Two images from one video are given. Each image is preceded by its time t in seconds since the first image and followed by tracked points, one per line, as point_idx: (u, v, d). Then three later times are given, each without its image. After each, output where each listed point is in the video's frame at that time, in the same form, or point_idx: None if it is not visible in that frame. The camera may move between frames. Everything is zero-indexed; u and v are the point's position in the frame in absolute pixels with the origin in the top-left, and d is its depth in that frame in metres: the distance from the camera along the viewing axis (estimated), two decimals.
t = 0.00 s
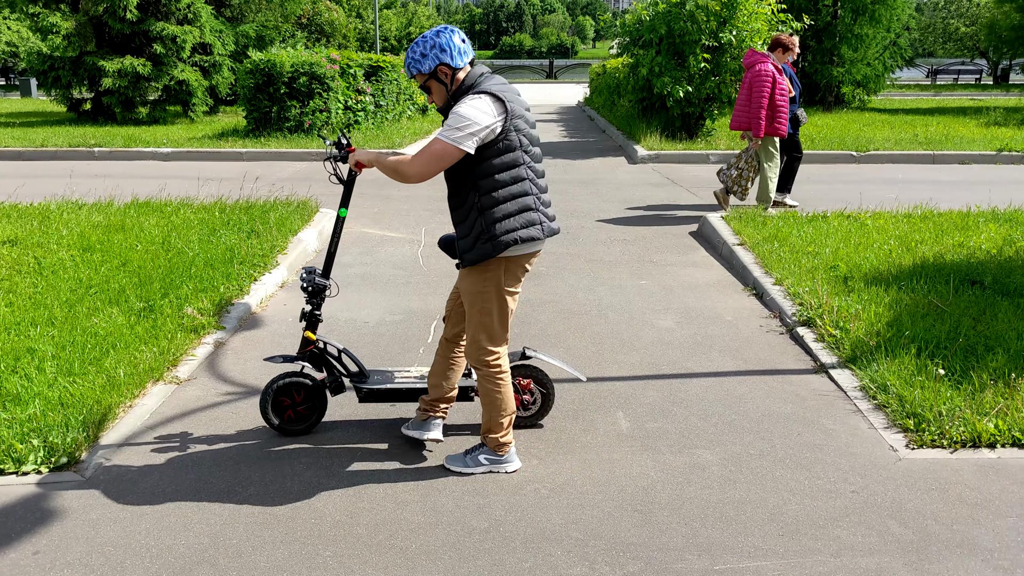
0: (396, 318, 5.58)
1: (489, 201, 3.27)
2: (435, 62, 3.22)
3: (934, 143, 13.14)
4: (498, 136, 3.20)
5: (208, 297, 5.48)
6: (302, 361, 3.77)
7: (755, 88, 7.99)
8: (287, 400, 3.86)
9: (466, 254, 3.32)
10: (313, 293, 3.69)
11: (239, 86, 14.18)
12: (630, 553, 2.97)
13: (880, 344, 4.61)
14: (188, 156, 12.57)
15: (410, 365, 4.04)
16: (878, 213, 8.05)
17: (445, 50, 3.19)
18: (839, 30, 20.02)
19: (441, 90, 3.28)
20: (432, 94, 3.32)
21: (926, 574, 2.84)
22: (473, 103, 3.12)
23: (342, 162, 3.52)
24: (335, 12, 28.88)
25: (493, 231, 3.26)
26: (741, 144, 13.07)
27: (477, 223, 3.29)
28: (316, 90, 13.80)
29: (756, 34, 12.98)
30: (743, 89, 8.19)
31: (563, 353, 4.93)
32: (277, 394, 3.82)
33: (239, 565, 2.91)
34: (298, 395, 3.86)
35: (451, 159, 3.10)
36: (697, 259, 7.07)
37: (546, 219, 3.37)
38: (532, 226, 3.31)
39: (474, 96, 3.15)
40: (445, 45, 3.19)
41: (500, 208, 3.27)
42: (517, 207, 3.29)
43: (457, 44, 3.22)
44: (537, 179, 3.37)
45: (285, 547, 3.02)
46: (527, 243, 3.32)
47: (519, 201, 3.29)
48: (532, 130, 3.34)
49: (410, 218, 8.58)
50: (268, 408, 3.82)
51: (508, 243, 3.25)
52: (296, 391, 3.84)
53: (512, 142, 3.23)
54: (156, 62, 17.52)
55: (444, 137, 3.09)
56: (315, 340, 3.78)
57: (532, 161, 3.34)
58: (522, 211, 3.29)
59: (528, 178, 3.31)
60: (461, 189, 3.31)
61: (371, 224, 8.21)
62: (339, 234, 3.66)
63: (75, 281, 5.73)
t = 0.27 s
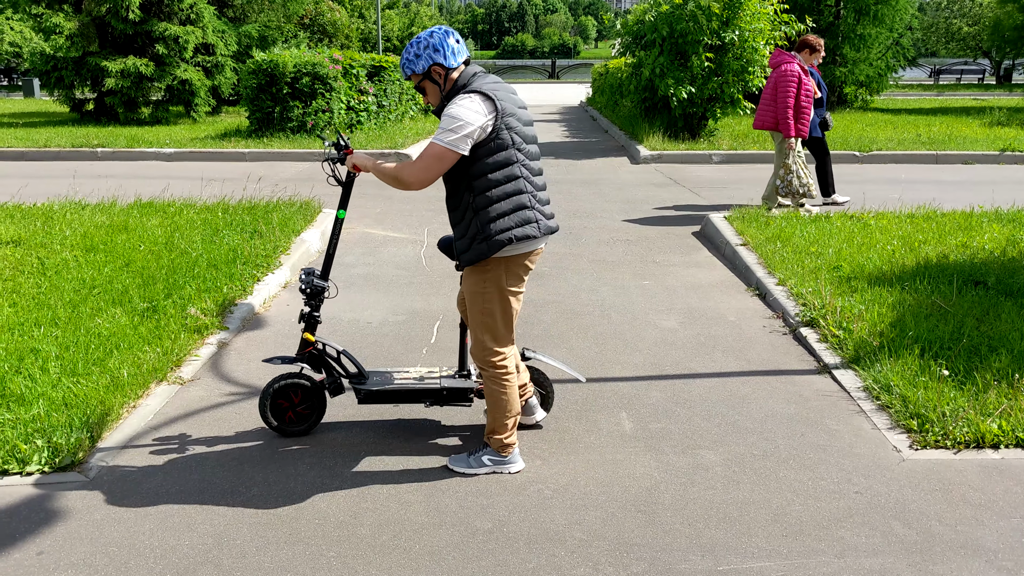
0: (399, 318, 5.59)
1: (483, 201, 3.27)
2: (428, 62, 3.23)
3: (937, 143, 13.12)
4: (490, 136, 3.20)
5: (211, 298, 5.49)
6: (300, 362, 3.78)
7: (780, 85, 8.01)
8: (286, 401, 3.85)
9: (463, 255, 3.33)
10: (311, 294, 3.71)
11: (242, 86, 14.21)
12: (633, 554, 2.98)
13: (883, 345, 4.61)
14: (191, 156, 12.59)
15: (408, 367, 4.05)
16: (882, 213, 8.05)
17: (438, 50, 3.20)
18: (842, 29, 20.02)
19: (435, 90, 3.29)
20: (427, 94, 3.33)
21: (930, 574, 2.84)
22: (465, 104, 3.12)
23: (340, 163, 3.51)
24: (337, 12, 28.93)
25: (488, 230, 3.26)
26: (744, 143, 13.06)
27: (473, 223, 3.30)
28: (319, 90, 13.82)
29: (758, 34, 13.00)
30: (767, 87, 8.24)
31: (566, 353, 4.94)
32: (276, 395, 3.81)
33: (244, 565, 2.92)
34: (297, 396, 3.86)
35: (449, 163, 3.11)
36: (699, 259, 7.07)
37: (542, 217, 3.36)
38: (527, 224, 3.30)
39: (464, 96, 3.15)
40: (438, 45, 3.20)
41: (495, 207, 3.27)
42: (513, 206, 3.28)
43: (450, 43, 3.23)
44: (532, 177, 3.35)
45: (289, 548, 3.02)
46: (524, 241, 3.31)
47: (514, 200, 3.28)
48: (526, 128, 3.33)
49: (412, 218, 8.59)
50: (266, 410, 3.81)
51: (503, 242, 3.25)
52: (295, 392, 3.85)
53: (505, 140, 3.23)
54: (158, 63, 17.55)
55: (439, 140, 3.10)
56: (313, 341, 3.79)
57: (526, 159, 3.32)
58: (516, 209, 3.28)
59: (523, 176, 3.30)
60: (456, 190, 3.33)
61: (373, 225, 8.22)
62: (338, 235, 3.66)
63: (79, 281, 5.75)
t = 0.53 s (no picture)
0: (402, 318, 5.60)
1: (486, 202, 3.27)
2: (429, 63, 3.22)
3: (941, 143, 13.11)
4: (492, 137, 3.21)
5: (214, 298, 5.50)
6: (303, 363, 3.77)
7: (809, 87, 8.06)
8: (289, 402, 3.86)
9: (465, 257, 3.34)
10: (315, 295, 3.70)
11: (246, 86, 14.23)
12: (637, 554, 2.98)
13: (887, 345, 4.60)
14: (194, 156, 12.61)
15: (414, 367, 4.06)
16: (885, 213, 8.04)
17: (439, 51, 3.20)
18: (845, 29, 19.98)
19: (436, 90, 3.29)
20: (427, 94, 3.33)
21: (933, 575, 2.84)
22: (467, 106, 3.12)
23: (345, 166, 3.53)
24: (340, 13, 28.96)
25: (492, 232, 3.26)
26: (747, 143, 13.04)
27: (475, 225, 3.30)
28: (322, 90, 13.83)
29: (761, 34, 13.00)
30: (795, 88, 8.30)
31: (569, 353, 4.94)
32: (279, 396, 3.81)
33: (247, 565, 2.93)
34: (300, 397, 3.86)
35: (453, 166, 3.12)
36: (702, 259, 7.07)
37: (546, 217, 3.37)
38: (532, 225, 3.31)
39: (466, 97, 3.15)
40: (440, 45, 3.19)
41: (499, 209, 3.27)
42: (517, 206, 3.29)
43: (451, 43, 3.22)
44: (535, 178, 3.36)
45: (292, 548, 3.03)
46: (529, 241, 3.32)
47: (518, 201, 3.29)
48: (528, 128, 3.34)
49: (415, 218, 8.60)
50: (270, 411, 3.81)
51: (508, 243, 3.26)
52: (298, 392, 3.85)
53: (508, 141, 3.23)
54: (161, 63, 17.57)
55: (442, 144, 3.10)
56: (317, 342, 3.78)
57: (529, 160, 3.33)
58: (521, 210, 3.29)
59: (526, 178, 3.31)
60: (459, 192, 3.33)
61: (376, 225, 8.23)
62: (341, 237, 3.66)
63: (82, 281, 5.76)
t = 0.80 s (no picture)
0: (406, 318, 5.60)
1: (491, 202, 3.28)
2: (436, 59, 3.21)
3: (945, 143, 13.08)
4: (498, 137, 3.21)
5: (218, 298, 5.51)
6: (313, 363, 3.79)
7: (839, 84, 8.05)
8: (298, 402, 3.87)
9: (469, 256, 3.34)
10: (325, 296, 3.72)
11: (249, 87, 14.25)
12: (640, 555, 2.98)
13: (890, 345, 4.60)
14: (197, 156, 12.63)
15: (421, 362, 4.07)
16: (889, 213, 8.03)
17: (448, 46, 3.19)
18: (849, 29, 19.94)
19: (441, 88, 3.28)
20: (431, 90, 3.32)
21: None
22: (474, 105, 3.12)
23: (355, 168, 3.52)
24: (343, 13, 28.98)
25: (497, 232, 3.27)
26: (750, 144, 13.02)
27: (479, 225, 3.31)
28: (325, 91, 13.84)
29: (764, 33, 13.00)
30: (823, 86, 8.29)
31: (572, 353, 4.94)
32: (290, 396, 3.82)
33: (250, 564, 2.94)
34: (310, 397, 3.87)
35: (461, 168, 3.12)
36: (706, 259, 7.07)
37: (551, 217, 3.38)
38: (536, 225, 3.32)
39: (473, 96, 3.15)
40: (448, 41, 3.19)
41: (504, 209, 3.28)
42: (522, 206, 3.30)
43: (458, 39, 3.22)
44: (539, 177, 3.37)
45: (296, 548, 3.04)
46: (533, 241, 3.33)
47: (522, 201, 3.30)
48: (533, 127, 3.34)
49: (418, 218, 8.61)
50: (280, 410, 3.82)
51: (513, 243, 3.27)
52: (308, 392, 3.86)
53: (513, 140, 3.24)
54: (165, 63, 17.60)
55: (451, 146, 3.09)
56: (326, 342, 3.80)
57: (534, 159, 3.34)
58: (526, 210, 3.30)
59: (531, 178, 3.32)
60: (464, 191, 3.33)
61: (380, 225, 8.24)
62: (350, 239, 3.68)
63: (86, 281, 5.77)
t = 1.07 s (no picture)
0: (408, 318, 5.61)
1: (496, 206, 3.29)
2: (440, 53, 3.20)
3: (948, 143, 13.06)
4: (507, 142, 3.21)
5: (221, 298, 5.52)
6: (321, 363, 3.79)
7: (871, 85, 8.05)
8: (307, 401, 3.87)
9: (473, 258, 3.33)
10: (333, 297, 3.73)
11: (252, 86, 14.27)
12: (641, 554, 2.98)
13: (893, 345, 4.60)
14: (200, 156, 12.65)
15: (415, 367, 3.93)
16: (892, 213, 8.01)
17: (453, 42, 3.19)
18: (852, 28, 19.90)
19: (443, 83, 3.27)
20: (430, 81, 3.30)
21: None
22: (486, 111, 3.09)
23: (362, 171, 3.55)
24: (347, 13, 29.02)
25: (503, 236, 3.29)
26: (753, 143, 12.99)
27: (484, 227, 3.30)
28: (329, 90, 13.85)
29: (767, 33, 12.98)
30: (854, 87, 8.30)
31: (575, 353, 4.94)
32: (298, 395, 3.83)
33: (252, 564, 2.94)
34: (319, 397, 3.87)
35: (474, 173, 3.12)
36: (709, 259, 7.06)
37: (551, 217, 3.44)
38: (537, 228, 3.37)
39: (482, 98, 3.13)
40: (454, 36, 3.18)
41: (509, 212, 3.30)
42: (526, 209, 3.34)
43: (464, 34, 3.21)
44: (541, 181, 3.41)
45: (298, 546, 3.04)
46: (534, 243, 3.39)
47: (527, 205, 3.33)
48: (536, 130, 3.36)
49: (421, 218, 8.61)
50: (288, 409, 3.82)
51: (517, 248, 3.31)
52: (318, 392, 3.86)
53: (521, 146, 3.25)
54: (168, 63, 17.63)
55: (466, 153, 3.08)
56: (335, 342, 3.79)
57: (537, 163, 3.37)
58: (529, 214, 3.34)
59: (534, 181, 3.35)
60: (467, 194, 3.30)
61: (383, 224, 8.24)
62: (357, 240, 3.69)
63: (89, 281, 5.78)
